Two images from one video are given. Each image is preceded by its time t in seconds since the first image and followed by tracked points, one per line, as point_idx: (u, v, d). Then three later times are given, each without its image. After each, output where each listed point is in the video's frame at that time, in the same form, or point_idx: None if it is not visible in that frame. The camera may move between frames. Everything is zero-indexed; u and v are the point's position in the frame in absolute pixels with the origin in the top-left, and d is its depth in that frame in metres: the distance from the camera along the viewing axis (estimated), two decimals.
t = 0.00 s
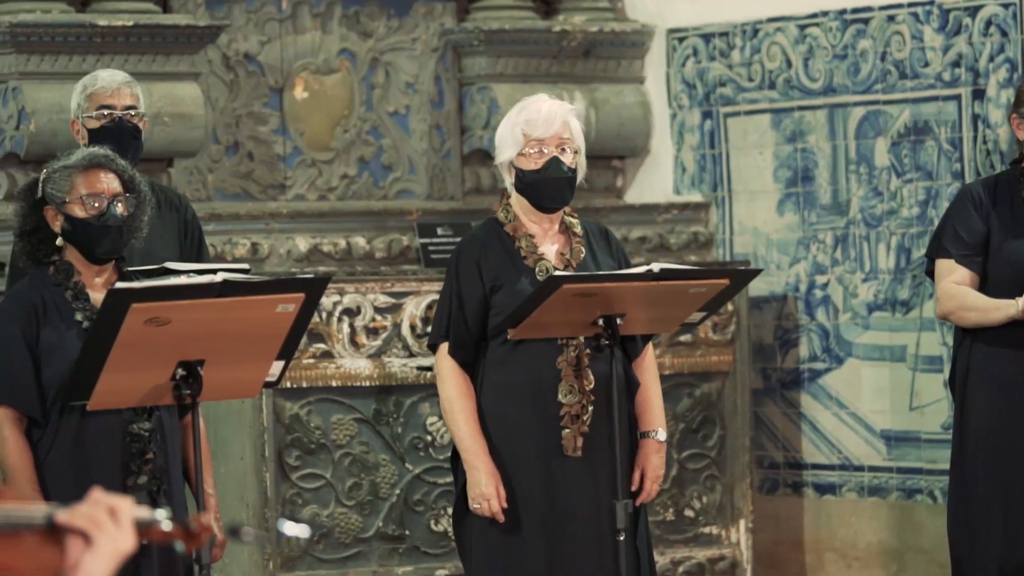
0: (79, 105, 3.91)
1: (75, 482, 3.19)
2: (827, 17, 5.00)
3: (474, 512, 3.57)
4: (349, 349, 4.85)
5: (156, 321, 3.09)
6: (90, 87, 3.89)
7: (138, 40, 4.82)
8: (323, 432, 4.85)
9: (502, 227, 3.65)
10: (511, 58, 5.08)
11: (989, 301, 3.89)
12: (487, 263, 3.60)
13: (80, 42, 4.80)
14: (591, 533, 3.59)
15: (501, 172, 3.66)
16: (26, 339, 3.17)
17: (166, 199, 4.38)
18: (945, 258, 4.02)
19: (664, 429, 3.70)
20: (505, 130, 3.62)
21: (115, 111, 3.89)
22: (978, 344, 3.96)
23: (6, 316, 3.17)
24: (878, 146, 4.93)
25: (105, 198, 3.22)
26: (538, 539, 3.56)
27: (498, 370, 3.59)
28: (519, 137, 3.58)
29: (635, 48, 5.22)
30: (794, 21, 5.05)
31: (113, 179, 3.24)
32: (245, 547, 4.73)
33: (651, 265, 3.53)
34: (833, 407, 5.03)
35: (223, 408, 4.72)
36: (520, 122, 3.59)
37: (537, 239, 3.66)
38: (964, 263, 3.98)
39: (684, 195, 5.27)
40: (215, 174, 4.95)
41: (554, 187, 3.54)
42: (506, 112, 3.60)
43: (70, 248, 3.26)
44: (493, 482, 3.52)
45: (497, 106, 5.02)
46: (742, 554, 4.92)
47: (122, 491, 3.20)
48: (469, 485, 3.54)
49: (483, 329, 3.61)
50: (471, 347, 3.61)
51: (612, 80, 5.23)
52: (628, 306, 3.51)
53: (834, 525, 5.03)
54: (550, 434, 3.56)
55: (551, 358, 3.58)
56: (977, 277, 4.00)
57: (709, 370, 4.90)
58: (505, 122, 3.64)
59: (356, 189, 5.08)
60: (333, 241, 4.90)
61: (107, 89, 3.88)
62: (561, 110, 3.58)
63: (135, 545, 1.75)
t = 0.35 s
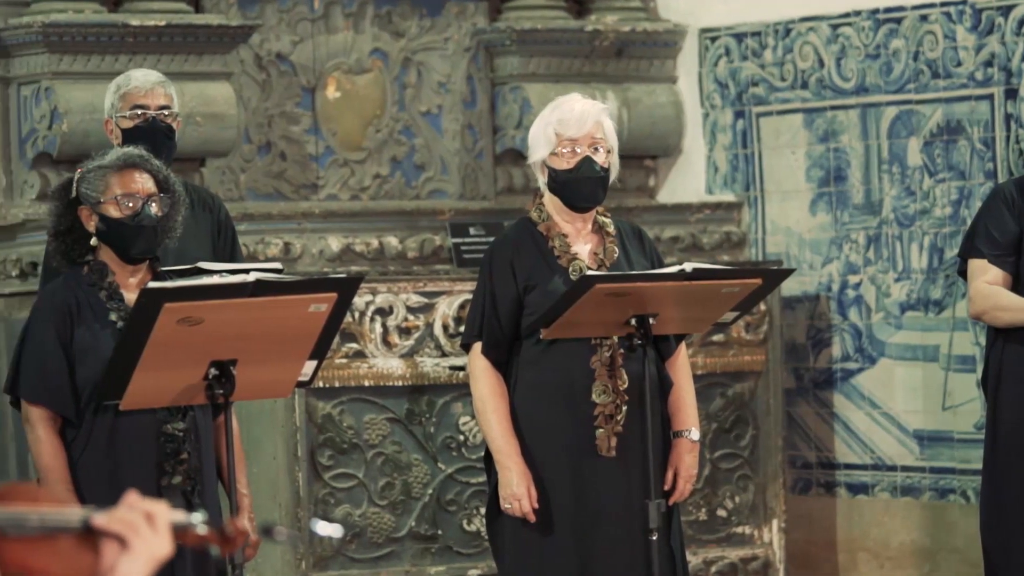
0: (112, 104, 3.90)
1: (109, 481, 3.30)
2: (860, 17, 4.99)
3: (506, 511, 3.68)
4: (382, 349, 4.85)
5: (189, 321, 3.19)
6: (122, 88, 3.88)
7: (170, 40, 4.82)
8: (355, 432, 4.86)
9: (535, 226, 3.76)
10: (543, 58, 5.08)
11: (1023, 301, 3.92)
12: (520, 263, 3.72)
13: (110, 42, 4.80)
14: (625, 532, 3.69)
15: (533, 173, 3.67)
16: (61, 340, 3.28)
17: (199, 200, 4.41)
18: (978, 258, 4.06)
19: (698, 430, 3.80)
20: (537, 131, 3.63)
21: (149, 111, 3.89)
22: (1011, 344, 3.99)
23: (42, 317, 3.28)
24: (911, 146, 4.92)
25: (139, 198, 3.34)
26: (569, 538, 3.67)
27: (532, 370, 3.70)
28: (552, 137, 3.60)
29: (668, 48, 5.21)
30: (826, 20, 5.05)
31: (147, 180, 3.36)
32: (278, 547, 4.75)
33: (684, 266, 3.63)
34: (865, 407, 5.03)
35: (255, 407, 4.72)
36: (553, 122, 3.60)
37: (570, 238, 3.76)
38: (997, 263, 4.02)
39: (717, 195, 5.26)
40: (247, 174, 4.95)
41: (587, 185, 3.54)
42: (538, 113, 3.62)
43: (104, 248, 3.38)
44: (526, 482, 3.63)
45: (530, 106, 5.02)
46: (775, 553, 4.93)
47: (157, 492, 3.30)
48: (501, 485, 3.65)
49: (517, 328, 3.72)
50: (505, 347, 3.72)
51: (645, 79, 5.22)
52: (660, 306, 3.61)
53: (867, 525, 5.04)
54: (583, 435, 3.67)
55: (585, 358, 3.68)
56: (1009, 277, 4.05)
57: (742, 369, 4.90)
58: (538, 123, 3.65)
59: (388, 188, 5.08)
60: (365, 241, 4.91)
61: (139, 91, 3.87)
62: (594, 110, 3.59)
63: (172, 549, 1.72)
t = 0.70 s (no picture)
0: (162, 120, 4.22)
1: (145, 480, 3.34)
2: (896, 16, 4.99)
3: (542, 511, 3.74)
4: (417, 349, 4.86)
5: (226, 321, 3.23)
6: (176, 112, 4.19)
7: (207, 40, 4.83)
8: (391, 432, 4.86)
9: (573, 227, 3.81)
10: (578, 58, 5.08)
11: None
12: (558, 264, 3.76)
13: (146, 42, 4.81)
14: (661, 533, 3.75)
15: (578, 172, 3.77)
16: (99, 339, 3.30)
17: (234, 201, 4.49)
18: (1016, 257, 4.06)
19: (734, 429, 3.87)
20: (590, 133, 3.72)
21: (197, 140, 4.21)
22: None
23: (79, 315, 3.30)
24: (947, 146, 4.92)
25: (177, 198, 3.38)
26: (606, 537, 3.73)
27: (568, 370, 3.74)
28: (606, 144, 3.69)
29: (703, 48, 5.21)
30: (863, 20, 5.04)
31: (185, 180, 3.40)
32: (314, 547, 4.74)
33: (719, 266, 3.69)
34: (902, 408, 5.03)
35: (291, 407, 4.73)
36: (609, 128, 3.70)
37: (608, 239, 3.82)
38: None
39: (753, 195, 5.26)
40: (283, 174, 4.95)
41: (639, 196, 3.66)
42: (593, 118, 3.71)
43: (142, 248, 3.42)
44: (563, 483, 3.68)
45: (565, 106, 5.02)
46: (810, 554, 4.93)
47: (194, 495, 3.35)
48: (538, 485, 3.71)
49: (554, 326, 3.76)
50: (541, 347, 3.76)
51: (681, 79, 5.22)
52: (696, 305, 3.67)
53: (903, 525, 5.03)
54: (620, 436, 3.72)
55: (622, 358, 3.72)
56: None
57: (778, 369, 4.90)
58: (589, 124, 3.74)
59: (424, 188, 5.08)
60: (401, 241, 4.91)
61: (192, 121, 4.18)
62: (649, 122, 3.71)
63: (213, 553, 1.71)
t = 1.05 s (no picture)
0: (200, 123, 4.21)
1: (178, 478, 3.35)
2: (928, 16, 5.02)
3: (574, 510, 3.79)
4: (450, 349, 4.86)
5: (257, 321, 3.23)
6: (213, 117, 4.20)
7: (239, 40, 4.83)
8: (423, 432, 4.86)
9: (609, 226, 3.86)
10: (612, 58, 5.13)
11: None
12: (593, 263, 3.82)
13: (179, 43, 4.81)
14: (693, 534, 3.82)
15: (620, 172, 3.84)
16: (132, 337, 3.32)
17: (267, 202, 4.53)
18: None
19: (765, 429, 3.96)
20: (640, 139, 3.79)
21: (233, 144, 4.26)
22: None
23: (112, 314, 3.32)
24: (979, 146, 4.94)
25: (210, 198, 3.40)
26: (637, 536, 3.79)
27: (602, 370, 3.79)
28: (657, 154, 3.77)
29: (736, 48, 5.25)
30: (894, 20, 5.08)
31: (217, 180, 3.42)
32: (346, 547, 4.74)
33: (751, 266, 3.77)
34: (934, 408, 5.05)
35: (324, 408, 4.71)
36: (660, 138, 3.77)
37: (643, 240, 3.88)
38: None
39: (785, 195, 5.29)
40: (315, 174, 4.95)
41: (681, 208, 3.78)
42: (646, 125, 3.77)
43: (174, 248, 3.44)
44: (594, 483, 3.74)
45: (598, 106, 5.06)
46: (843, 554, 4.92)
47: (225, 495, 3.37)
48: (570, 485, 3.76)
49: (587, 327, 3.82)
50: (574, 347, 3.81)
51: (714, 79, 5.27)
52: (728, 305, 3.74)
53: (935, 525, 5.04)
54: (654, 436, 3.78)
55: (656, 359, 3.78)
56: None
57: (810, 370, 4.90)
58: (639, 129, 3.80)
59: (456, 188, 5.08)
60: (433, 241, 4.91)
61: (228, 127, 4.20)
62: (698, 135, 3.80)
63: None
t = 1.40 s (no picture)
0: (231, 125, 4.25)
1: (208, 475, 3.40)
2: (957, 16, 5.03)
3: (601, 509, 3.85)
4: (479, 349, 4.86)
5: (286, 321, 3.27)
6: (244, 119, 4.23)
7: (269, 40, 4.84)
8: (452, 431, 4.86)
9: (642, 225, 3.90)
10: (640, 58, 5.15)
11: None
12: (625, 262, 3.85)
13: (209, 42, 4.82)
14: (723, 534, 3.88)
15: (654, 172, 3.84)
16: (162, 336, 3.36)
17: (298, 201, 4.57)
18: None
19: (795, 430, 4.03)
20: (676, 141, 3.78)
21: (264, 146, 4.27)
22: None
23: (141, 312, 3.36)
24: (1009, 146, 4.95)
25: (238, 199, 3.42)
26: (665, 535, 3.84)
27: (633, 370, 3.84)
28: (693, 157, 3.77)
29: (765, 48, 5.27)
30: (924, 20, 5.09)
31: (246, 181, 3.44)
32: (376, 546, 4.74)
33: (781, 266, 3.82)
34: (963, 407, 5.06)
35: (355, 407, 4.72)
36: (697, 141, 3.77)
37: (676, 239, 3.91)
38: None
39: (814, 195, 5.30)
40: (344, 173, 4.95)
41: (714, 211, 3.80)
42: (683, 128, 3.76)
43: (202, 248, 3.46)
44: (622, 483, 3.79)
45: (628, 106, 5.07)
46: (872, 554, 4.92)
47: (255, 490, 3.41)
48: (598, 484, 3.82)
49: (618, 324, 3.85)
50: (605, 345, 3.84)
51: (743, 79, 5.28)
52: (758, 305, 3.79)
53: (965, 525, 5.05)
54: (684, 436, 3.83)
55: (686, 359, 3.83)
56: None
57: (840, 369, 4.90)
58: (676, 130, 3.79)
59: (486, 188, 5.08)
60: (462, 241, 4.91)
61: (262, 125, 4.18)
62: (733, 137, 3.80)
63: None
